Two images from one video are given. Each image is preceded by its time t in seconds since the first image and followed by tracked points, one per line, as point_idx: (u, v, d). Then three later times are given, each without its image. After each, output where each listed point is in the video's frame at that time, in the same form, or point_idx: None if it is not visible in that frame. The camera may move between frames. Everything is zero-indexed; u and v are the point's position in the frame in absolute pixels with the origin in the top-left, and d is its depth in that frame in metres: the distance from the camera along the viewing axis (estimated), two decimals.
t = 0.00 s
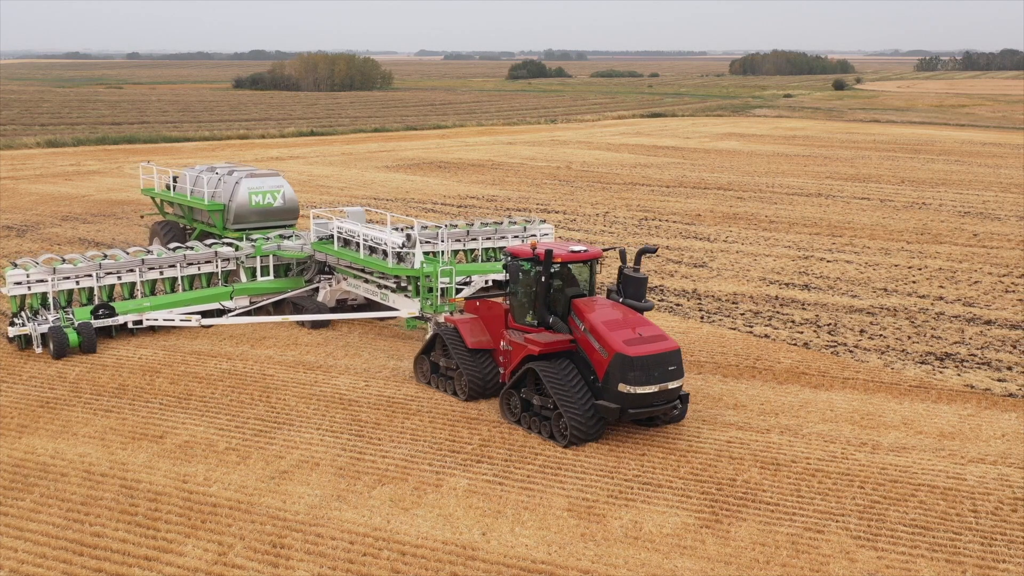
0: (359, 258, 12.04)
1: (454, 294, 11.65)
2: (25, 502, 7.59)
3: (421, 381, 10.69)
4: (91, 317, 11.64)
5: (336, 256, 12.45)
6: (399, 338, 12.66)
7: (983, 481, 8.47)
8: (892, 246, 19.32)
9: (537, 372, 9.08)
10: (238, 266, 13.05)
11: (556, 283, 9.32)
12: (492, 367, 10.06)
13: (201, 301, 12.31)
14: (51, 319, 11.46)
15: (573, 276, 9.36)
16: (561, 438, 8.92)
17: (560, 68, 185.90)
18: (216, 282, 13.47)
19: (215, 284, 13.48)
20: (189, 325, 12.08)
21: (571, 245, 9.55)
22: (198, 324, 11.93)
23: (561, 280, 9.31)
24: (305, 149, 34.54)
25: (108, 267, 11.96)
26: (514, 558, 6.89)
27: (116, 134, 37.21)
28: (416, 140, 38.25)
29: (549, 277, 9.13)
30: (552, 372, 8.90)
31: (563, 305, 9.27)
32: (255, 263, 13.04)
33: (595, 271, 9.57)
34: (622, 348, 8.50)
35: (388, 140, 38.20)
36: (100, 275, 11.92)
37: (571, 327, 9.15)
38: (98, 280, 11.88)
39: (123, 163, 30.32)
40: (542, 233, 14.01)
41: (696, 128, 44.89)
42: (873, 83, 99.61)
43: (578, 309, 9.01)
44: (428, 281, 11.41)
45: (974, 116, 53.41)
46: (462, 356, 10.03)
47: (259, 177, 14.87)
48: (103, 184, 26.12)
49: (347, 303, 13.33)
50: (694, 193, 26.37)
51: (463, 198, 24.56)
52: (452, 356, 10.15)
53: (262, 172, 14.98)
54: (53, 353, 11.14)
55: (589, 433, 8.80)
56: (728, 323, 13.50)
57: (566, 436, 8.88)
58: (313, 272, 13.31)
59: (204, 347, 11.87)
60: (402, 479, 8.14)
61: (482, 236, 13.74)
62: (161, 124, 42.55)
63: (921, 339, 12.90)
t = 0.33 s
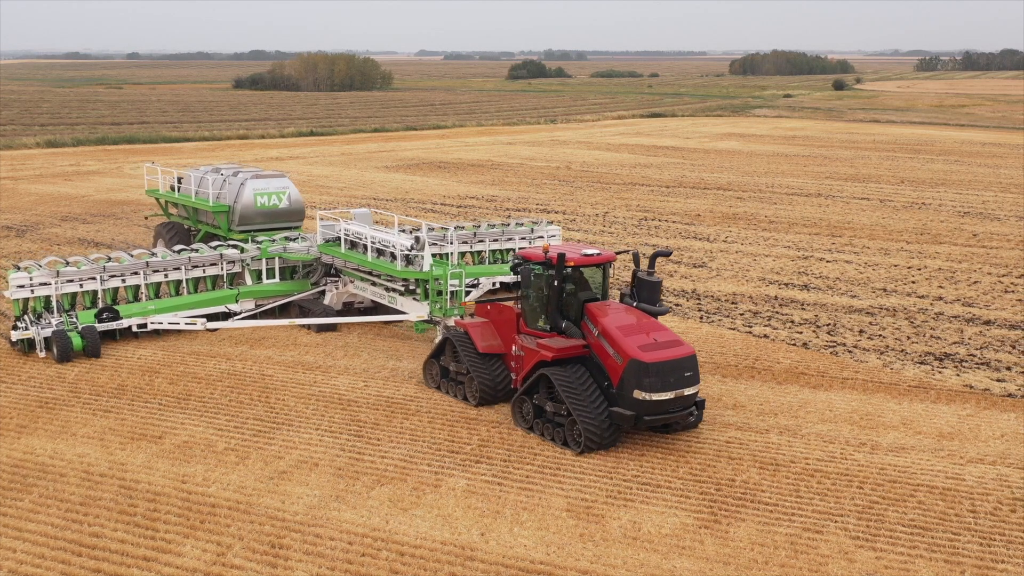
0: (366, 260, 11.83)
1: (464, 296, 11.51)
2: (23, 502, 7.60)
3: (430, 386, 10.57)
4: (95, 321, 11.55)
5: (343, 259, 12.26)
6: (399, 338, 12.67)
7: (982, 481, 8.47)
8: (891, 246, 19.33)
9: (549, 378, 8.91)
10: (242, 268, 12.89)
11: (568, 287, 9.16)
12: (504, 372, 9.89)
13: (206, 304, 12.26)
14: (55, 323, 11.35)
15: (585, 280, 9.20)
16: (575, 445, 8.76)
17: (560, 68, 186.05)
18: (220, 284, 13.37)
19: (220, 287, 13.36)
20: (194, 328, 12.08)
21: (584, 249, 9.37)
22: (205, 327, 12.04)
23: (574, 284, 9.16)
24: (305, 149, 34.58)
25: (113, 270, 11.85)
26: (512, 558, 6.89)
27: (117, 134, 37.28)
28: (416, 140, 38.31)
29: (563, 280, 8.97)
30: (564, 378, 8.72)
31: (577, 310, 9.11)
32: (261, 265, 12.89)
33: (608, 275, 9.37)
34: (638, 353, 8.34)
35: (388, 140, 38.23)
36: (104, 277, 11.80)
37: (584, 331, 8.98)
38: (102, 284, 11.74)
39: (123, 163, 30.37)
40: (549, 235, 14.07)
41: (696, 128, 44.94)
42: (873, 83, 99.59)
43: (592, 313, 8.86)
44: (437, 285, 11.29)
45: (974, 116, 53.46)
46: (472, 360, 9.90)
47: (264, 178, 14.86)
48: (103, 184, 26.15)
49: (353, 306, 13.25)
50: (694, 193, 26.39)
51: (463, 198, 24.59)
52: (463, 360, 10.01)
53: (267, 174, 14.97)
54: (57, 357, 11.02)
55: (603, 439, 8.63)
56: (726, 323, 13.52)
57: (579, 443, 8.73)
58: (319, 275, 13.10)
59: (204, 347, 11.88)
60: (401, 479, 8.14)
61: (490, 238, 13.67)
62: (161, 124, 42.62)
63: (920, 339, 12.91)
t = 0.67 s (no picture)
0: (375, 262, 11.67)
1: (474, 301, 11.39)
2: (22, 502, 7.61)
3: (441, 391, 10.42)
4: (100, 325, 11.45)
5: (350, 261, 12.11)
6: (398, 338, 12.68)
7: (981, 481, 8.47)
8: (891, 247, 19.35)
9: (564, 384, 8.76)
10: (248, 271, 12.84)
11: (582, 291, 9.02)
12: (515, 377, 9.72)
13: (212, 308, 12.15)
14: (59, 327, 11.26)
15: (599, 283, 9.08)
16: (589, 453, 8.61)
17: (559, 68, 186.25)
18: (225, 287, 13.31)
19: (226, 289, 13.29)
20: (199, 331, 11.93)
21: (598, 253, 9.27)
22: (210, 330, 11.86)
23: (588, 288, 9.02)
24: (305, 149, 34.63)
25: (117, 273, 11.84)
26: (510, 558, 6.90)
27: (117, 134, 37.36)
28: (416, 140, 38.36)
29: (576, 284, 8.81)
30: (578, 384, 8.56)
31: (590, 314, 8.94)
32: (267, 267, 12.87)
33: (622, 280, 9.27)
34: (654, 359, 8.16)
35: (388, 141, 38.28)
36: (108, 280, 11.80)
37: (598, 337, 8.83)
38: (107, 286, 11.75)
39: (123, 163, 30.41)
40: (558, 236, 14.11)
41: (696, 128, 44.99)
42: (873, 84, 99.58)
43: (606, 318, 8.71)
44: (446, 288, 11.12)
45: (974, 116, 53.53)
46: (484, 365, 9.71)
47: (270, 180, 14.83)
48: (103, 185, 26.19)
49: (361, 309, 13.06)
50: (693, 193, 26.41)
51: (463, 198, 24.62)
52: (474, 365, 9.84)
53: (273, 175, 14.94)
54: (60, 361, 10.87)
55: (618, 447, 8.47)
56: (726, 323, 13.51)
57: (594, 450, 8.57)
58: (326, 277, 12.97)
59: (203, 347, 11.88)
60: (401, 479, 8.15)
61: (498, 240, 13.62)
62: (161, 124, 42.72)
63: (919, 339, 12.91)
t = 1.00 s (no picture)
0: (383, 265, 11.59)
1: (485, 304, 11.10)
2: (22, 502, 7.61)
3: (451, 397, 10.26)
4: (104, 328, 11.32)
5: (358, 263, 12.07)
6: (397, 338, 12.69)
7: (980, 481, 8.47)
8: (891, 247, 19.36)
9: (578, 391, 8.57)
10: (254, 273, 12.71)
11: (597, 295, 8.88)
12: (529, 383, 9.53)
13: (217, 311, 11.98)
14: (62, 331, 11.09)
15: (614, 288, 8.92)
16: (605, 460, 8.45)
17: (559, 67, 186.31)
18: (232, 290, 13.19)
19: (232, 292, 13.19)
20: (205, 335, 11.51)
21: (613, 255, 9.11)
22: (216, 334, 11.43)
23: (602, 292, 8.88)
24: (305, 149, 34.66)
25: (121, 275, 11.74)
26: (509, 558, 6.90)
27: (117, 134, 37.39)
28: (416, 140, 38.39)
29: (591, 288, 8.67)
30: (594, 391, 8.38)
31: (605, 319, 8.83)
32: (273, 270, 12.73)
33: (636, 283, 9.10)
34: (671, 365, 7.99)
35: (388, 140, 38.31)
36: (113, 283, 11.70)
37: (613, 342, 8.68)
38: (111, 289, 11.66)
39: (123, 163, 30.43)
40: (567, 238, 13.96)
41: (696, 128, 45.01)
42: (873, 84, 99.58)
43: (621, 323, 8.57)
44: (456, 291, 10.89)
45: (974, 116, 53.57)
46: (496, 370, 9.54)
47: (275, 181, 14.80)
48: (103, 185, 26.21)
49: (368, 312, 12.97)
50: (693, 193, 26.43)
51: (463, 198, 24.63)
52: (486, 370, 9.66)
53: (278, 177, 14.91)
54: (64, 365, 10.72)
55: (634, 454, 8.31)
56: (725, 323, 13.52)
57: (610, 458, 8.41)
58: (333, 280, 12.92)
59: (203, 347, 11.89)
60: (400, 479, 8.15)
61: (506, 242, 13.61)
62: (161, 124, 42.77)
63: (919, 339, 12.92)
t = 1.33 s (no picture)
0: (392, 268, 11.53)
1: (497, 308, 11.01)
2: (22, 502, 7.62)
3: (462, 402, 10.11)
4: (109, 332, 11.18)
5: (366, 266, 11.97)
6: (398, 338, 12.70)
7: (980, 482, 8.47)
8: (891, 247, 19.37)
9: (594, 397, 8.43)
10: (261, 276, 12.66)
11: (612, 299, 8.69)
12: (541, 388, 9.41)
13: (224, 314, 11.94)
14: (67, 333, 10.96)
15: (630, 292, 8.72)
16: (622, 468, 8.30)
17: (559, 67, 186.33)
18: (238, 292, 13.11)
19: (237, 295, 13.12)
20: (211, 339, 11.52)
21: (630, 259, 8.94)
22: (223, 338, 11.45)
23: (618, 296, 8.68)
24: (305, 149, 34.67)
25: (126, 278, 11.58)
26: (509, 558, 6.90)
27: (116, 134, 37.42)
28: (416, 140, 38.41)
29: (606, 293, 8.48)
30: (610, 398, 8.24)
31: (620, 323, 8.65)
32: (280, 272, 12.71)
33: (653, 288, 8.88)
34: (689, 371, 7.82)
35: (388, 141, 38.33)
36: (118, 286, 11.52)
37: (630, 347, 8.53)
38: (116, 292, 11.47)
39: (122, 163, 30.45)
40: (575, 240, 13.87)
41: (695, 128, 45.04)
42: (873, 84, 99.49)
43: (637, 327, 8.41)
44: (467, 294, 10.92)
45: (974, 116, 53.57)
46: (508, 375, 9.40)
47: (281, 183, 14.73)
48: (103, 185, 26.23)
49: (375, 315, 13.01)
50: (693, 193, 26.44)
51: (463, 198, 24.66)
52: (498, 375, 9.52)
53: (283, 178, 14.83)
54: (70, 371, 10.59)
55: (651, 463, 8.17)
56: (725, 323, 13.53)
57: (627, 466, 8.26)
58: (340, 282, 12.81)
59: (202, 347, 11.89)
60: (399, 479, 8.16)
61: (513, 244, 13.47)
62: (161, 125, 42.82)
63: (919, 339, 12.93)
